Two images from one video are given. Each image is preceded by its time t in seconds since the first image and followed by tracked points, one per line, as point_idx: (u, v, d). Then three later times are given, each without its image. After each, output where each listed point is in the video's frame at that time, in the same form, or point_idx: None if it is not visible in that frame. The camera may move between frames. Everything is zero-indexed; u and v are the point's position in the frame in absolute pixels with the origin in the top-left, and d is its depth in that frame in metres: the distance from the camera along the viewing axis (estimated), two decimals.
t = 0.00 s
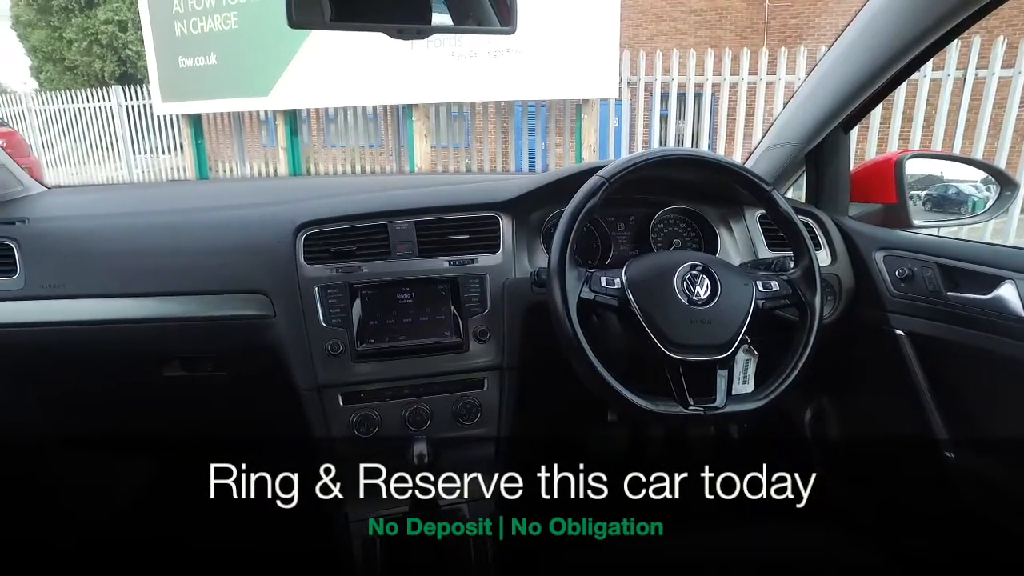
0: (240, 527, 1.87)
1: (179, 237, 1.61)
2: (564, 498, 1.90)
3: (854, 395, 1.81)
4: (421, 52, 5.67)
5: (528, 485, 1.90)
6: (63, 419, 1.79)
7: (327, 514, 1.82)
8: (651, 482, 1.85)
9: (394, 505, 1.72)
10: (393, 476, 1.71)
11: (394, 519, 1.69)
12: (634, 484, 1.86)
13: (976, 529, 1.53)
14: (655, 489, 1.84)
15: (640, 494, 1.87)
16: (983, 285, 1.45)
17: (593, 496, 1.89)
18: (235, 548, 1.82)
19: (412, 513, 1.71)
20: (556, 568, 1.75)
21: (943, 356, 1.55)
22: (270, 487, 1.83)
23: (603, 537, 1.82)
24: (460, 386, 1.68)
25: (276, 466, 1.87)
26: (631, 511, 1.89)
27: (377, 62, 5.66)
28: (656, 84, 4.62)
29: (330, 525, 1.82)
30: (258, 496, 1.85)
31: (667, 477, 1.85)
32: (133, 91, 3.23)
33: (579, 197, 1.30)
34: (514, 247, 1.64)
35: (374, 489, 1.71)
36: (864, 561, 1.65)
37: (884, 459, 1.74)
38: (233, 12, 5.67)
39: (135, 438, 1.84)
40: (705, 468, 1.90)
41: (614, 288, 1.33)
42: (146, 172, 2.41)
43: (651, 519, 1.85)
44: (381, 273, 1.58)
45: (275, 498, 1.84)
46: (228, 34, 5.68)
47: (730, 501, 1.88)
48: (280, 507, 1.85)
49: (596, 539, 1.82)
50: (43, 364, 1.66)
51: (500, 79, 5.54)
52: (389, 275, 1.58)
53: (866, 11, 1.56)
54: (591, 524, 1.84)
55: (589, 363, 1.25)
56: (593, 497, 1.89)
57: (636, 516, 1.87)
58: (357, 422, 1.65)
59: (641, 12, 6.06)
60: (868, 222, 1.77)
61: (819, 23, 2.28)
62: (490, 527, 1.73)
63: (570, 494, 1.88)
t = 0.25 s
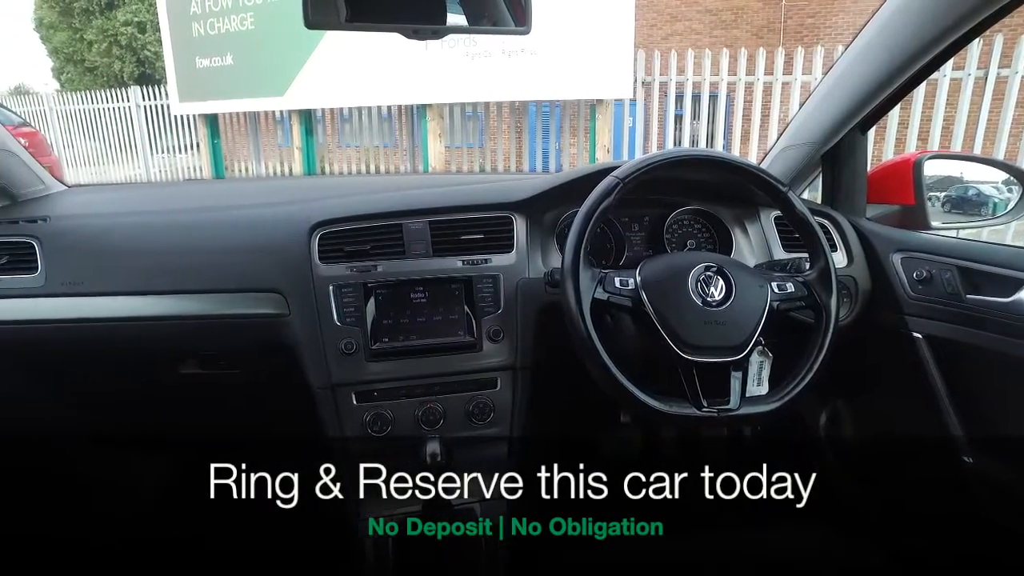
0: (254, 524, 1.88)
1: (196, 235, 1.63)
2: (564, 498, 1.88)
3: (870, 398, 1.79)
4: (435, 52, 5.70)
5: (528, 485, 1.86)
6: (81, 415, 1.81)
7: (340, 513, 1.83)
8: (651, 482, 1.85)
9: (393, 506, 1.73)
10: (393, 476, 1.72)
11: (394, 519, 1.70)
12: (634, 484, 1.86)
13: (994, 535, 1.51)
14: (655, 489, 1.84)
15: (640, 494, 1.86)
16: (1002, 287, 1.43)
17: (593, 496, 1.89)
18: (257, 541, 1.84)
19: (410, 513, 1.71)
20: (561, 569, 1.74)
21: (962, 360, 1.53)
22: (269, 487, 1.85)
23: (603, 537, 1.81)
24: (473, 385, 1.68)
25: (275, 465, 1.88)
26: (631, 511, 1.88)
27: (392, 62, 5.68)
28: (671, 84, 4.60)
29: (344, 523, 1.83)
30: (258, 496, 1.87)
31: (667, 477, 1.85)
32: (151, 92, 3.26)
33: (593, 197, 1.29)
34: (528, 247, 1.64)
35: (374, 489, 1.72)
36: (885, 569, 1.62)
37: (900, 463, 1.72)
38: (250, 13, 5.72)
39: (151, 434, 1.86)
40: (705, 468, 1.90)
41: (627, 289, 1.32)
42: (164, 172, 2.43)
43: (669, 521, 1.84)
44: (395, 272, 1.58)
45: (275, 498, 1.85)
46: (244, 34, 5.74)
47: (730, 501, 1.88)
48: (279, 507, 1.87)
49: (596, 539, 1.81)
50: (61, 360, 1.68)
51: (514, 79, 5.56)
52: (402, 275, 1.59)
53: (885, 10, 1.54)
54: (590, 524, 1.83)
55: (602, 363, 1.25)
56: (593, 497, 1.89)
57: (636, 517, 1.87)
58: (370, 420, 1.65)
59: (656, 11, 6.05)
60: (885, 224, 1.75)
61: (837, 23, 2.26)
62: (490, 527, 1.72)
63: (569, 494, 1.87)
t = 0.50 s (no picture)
0: (267, 520, 1.90)
1: (212, 234, 1.64)
2: (564, 498, 1.89)
3: (887, 401, 1.77)
4: (450, 53, 5.76)
5: (528, 486, 1.84)
6: (98, 411, 1.84)
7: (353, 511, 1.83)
8: (651, 482, 1.85)
9: (394, 506, 1.71)
10: (393, 476, 1.71)
11: (394, 519, 1.68)
12: (634, 484, 1.86)
13: (1014, 540, 1.49)
14: (655, 489, 1.84)
15: (640, 494, 1.87)
16: (1022, 290, 1.42)
17: (593, 496, 1.90)
18: (272, 538, 1.86)
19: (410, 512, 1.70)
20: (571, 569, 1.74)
21: (981, 364, 1.51)
22: (269, 487, 1.88)
23: (603, 537, 1.80)
24: (487, 385, 1.69)
25: (275, 465, 1.91)
26: (631, 512, 1.88)
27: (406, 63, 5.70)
28: (686, 84, 4.58)
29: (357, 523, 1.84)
30: (257, 496, 1.90)
31: (667, 477, 1.85)
32: (168, 92, 3.30)
33: (607, 198, 1.29)
34: (542, 247, 1.64)
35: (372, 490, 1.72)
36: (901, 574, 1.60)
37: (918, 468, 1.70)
38: (267, 14, 5.73)
39: (166, 431, 1.88)
40: (704, 468, 1.89)
41: (641, 290, 1.32)
42: (180, 171, 2.46)
43: (680, 522, 1.83)
44: (409, 271, 1.59)
45: (275, 497, 1.89)
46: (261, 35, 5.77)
47: (729, 502, 1.87)
48: (279, 507, 1.89)
49: (596, 539, 1.80)
50: (80, 357, 1.71)
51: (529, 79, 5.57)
52: (416, 275, 1.59)
53: (905, 9, 1.52)
54: (590, 524, 1.82)
55: (616, 365, 1.24)
56: (593, 497, 1.90)
57: (635, 517, 1.87)
58: (383, 419, 1.66)
59: (671, 11, 6.03)
60: (902, 225, 1.73)
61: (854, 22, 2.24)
62: (490, 527, 1.69)
63: (570, 494, 1.87)
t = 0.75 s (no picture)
0: (279, 517, 1.92)
1: (228, 233, 1.66)
2: (564, 498, 1.86)
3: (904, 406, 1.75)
4: (463, 52, 5.79)
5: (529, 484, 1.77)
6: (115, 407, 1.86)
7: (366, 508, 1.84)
8: (651, 482, 1.87)
9: (396, 506, 1.71)
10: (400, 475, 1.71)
11: (394, 519, 1.67)
12: (635, 484, 1.88)
13: None
14: (655, 489, 1.86)
15: (640, 494, 1.88)
16: None
17: (593, 496, 1.89)
18: (285, 535, 1.87)
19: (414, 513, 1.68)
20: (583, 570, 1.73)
21: (1001, 368, 1.49)
22: (269, 487, 1.90)
23: (603, 537, 1.77)
24: (500, 385, 1.69)
25: (275, 465, 1.95)
26: (631, 512, 1.88)
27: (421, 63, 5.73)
28: (701, 85, 4.56)
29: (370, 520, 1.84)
30: (258, 497, 1.91)
31: (667, 477, 1.87)
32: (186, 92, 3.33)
33: (622, 198, 1.29)
34: (556, 247, 1.64)
35: (374, 488, 1.74)
36: None
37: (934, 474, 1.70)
38: (282, 16, 5.87)
39: (181, 427, 1.91)
40: (705, 468, 1.92)
41: (655, 291, 1.31)
42: (197, 170, 2.48)
43: (686, 525, 1.82)
44: (423, 270, 1.60)
45: (275, 498, 1.90)
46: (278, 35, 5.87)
47: (729, 501, 1.88)
48: (279, 507, 1.91)
49: (596, 539, 1.77)
50: (97, 354, 1.73)
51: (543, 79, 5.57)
52: (430, 274, 1.60)
53: (924, 9, 1.51)
54: (590, 524, 1.79)
55: (630, 366, 1.24)
56: (593, 497, 1.89)
57: (635, 517, 1.87)
58: (397, 418, 1.67)
59: (687, 11, 6.00)
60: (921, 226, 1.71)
61: (873, 21, 2.22)
62: (490, 527, 1.69)
63: (570, 494, 1.85)
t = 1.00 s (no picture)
0: (309, 510, 1.95)
1: (243, 232, 1.67)
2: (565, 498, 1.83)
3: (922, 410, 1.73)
4: (478, 52, 5.75)
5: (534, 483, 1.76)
6: (131, 404, 1.89)
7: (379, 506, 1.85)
8: (651, 482, 1.91)
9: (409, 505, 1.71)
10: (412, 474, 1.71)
11: (394, 519, 1.72)
12: (635, 484, 1.92)
13: None
14: (655, 489, 1.90)
15: (640, 494, 1.92)
16: None
17: (594, 496, 1.92)
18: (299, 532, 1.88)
19: (437, 511, 1.70)
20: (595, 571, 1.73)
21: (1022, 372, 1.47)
22: (269, 487, 1.95)
23: (603, 537, 1.80)
24: (514, 385, 1.69)
25: (279, 465, 1.97)
26: (630, 512, 1.92)
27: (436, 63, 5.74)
28: (715, 84, 4.53)
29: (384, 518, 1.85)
30: (257, 496, 1.96)
31: (667, 477, 1.92)
32: (203, 92, 3.37)
33: (636, 199, 1.28)
34: (569, 248, 1.64)
35: (374, 486, 1.79)
36: None
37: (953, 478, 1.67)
38: (297, 16, 5.84)
39: (197, 423, 1.93)
40: (704, 468, 1.95)
41: (669, 291, 1.30)
42: (213, 169, 2.50)
43: (687, 526, 1.85)
44: (437, 270, 1.60)
45: (275, 497, 1.95)
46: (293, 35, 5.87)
47: (729, 501, 1.93)
48: (279, 507, 1.96)
49: (596, 538, 1.79)
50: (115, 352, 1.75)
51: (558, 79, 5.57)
52: (444, 273, 1.60)
53: (945, 7, 1.50)
54: (590, 524, 1.81)
55: (643, 367, 1.24)
56: (594, 497, 1.92)
57: (636, 517, 1.91)
58: (410, 417, 1.67)
59: (703, 10, 5.98)
60: (940, 228, 1.69)
61: (891, 20, 2.19)
62: (490, 527, 1.67)
63: (570, 494, 1.83)
